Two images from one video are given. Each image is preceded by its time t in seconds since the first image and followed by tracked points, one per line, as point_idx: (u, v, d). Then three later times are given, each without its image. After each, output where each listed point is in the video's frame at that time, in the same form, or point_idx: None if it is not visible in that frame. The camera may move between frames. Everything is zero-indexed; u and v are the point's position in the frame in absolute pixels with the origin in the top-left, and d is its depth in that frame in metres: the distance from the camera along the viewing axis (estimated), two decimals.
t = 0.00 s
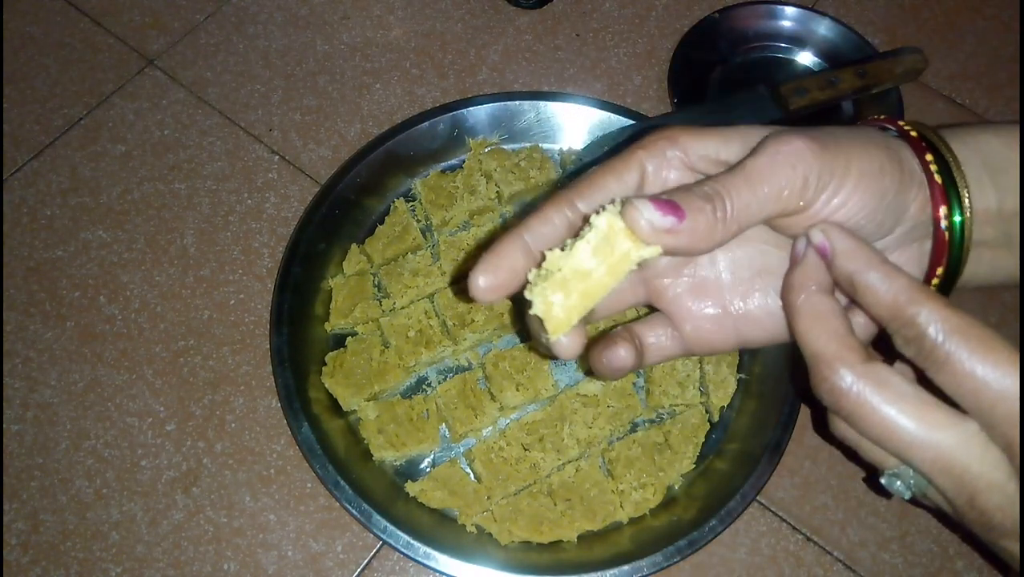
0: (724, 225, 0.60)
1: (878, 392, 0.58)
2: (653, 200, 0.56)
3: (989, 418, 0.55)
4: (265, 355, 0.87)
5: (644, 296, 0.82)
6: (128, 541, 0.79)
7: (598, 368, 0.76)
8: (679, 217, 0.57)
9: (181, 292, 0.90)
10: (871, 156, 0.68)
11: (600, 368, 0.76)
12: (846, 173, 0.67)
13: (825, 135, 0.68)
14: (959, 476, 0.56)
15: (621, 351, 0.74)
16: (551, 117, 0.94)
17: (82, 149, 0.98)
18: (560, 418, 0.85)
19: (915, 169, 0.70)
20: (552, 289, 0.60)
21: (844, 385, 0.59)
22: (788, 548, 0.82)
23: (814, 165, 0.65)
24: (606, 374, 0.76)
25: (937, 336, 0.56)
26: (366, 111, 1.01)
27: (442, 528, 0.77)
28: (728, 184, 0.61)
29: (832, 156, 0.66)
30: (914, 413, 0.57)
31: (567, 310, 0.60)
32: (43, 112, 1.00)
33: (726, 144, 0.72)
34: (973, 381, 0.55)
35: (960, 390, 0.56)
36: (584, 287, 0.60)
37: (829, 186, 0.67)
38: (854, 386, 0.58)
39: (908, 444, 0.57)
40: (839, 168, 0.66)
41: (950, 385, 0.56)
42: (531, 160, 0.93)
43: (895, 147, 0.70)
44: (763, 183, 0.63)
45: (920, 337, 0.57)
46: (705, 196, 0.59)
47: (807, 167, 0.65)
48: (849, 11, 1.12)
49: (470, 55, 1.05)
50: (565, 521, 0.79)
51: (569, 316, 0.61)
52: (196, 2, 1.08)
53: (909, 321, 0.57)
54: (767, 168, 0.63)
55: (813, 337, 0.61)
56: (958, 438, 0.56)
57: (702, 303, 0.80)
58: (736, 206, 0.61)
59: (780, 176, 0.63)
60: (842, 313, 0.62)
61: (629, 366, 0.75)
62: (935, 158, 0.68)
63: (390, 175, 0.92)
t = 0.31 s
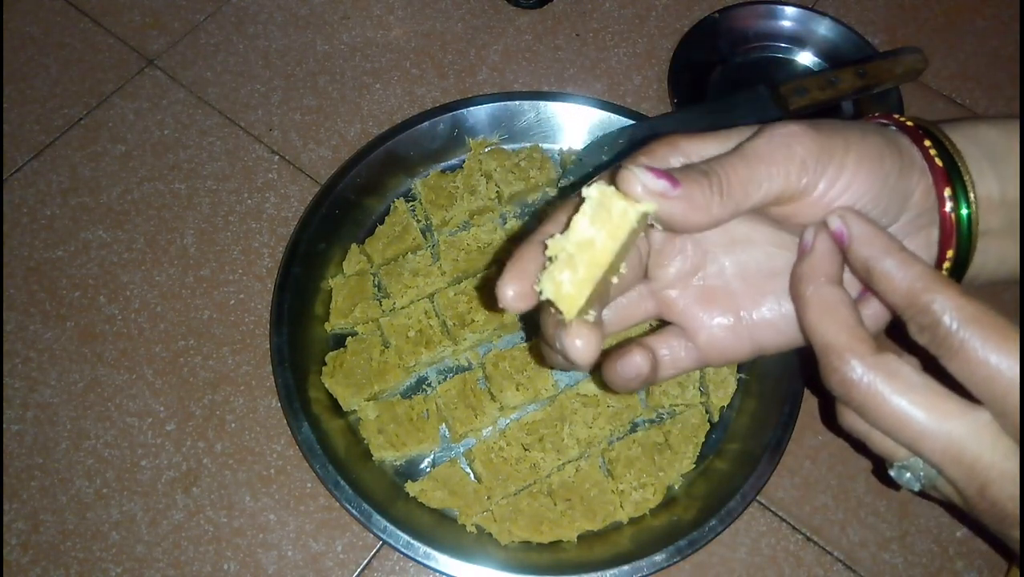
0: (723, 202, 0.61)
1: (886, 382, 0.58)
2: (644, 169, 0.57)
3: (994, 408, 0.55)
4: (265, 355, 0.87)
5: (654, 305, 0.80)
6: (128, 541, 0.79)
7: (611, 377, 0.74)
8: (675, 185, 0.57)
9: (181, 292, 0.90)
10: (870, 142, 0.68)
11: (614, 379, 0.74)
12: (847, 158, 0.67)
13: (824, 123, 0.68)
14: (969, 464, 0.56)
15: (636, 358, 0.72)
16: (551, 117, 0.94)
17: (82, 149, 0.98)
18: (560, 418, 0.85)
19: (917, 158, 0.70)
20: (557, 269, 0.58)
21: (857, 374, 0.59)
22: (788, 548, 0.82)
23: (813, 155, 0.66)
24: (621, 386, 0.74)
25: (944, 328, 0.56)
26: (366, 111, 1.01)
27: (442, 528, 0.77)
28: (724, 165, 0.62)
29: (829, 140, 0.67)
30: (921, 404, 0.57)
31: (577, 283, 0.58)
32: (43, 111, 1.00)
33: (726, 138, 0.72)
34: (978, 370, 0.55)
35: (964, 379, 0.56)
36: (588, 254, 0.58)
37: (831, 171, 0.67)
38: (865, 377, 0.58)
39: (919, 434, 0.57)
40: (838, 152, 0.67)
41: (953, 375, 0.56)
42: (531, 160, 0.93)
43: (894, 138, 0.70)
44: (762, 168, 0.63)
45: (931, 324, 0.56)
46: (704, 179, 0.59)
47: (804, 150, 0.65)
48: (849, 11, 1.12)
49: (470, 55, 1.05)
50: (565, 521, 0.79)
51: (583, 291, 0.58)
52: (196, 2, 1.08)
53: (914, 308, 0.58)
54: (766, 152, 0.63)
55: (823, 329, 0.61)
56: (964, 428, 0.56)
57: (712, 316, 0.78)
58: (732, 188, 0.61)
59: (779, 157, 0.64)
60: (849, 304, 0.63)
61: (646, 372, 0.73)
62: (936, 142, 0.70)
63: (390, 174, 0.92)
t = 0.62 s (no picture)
0: (722, 185, 0.60)
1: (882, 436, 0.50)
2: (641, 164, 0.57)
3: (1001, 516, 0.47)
4: (265, 355, 0.87)
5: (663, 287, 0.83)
6: (128, 540, 0.79)
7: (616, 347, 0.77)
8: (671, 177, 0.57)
9: (181, 292, 0.90)
10: (868, 116, 0.67)
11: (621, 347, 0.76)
12: (843, 132, 0.65)
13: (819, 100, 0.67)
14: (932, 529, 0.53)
15: (636, 327, 0.74)
16: (551, 117, 0.94)
17: (82, 149, 0.98)
18: (560, 418, 0.85)
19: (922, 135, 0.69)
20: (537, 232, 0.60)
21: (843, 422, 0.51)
22: (788, 548, 0.82)
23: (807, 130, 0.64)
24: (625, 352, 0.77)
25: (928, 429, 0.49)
26: (366, 111, 1.01)
27: (442, 528, 0.77)
28: (718, 146, 0.61)
29: (825, 117, 0.65)
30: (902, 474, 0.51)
31: (544, 250, 0.59)
32: (43, 112, 1.00)
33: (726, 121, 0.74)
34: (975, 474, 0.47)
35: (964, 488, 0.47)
36: (563, 230, 0.57)
37: (826, 147, 0.65)
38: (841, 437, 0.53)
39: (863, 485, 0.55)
40: (834, 128, 0.65)
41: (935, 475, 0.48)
42: (531, 160, 0.93)
43: (902, 122, 0.68)
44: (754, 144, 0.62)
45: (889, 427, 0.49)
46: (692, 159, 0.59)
47: (798, 126, 0.64)
48: (849, 11, 1.12)
49: (470, 55, 1.05)
50: (565, 521, 0.79)
51: (549, 260, 0.59)
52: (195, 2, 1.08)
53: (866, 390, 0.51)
54: (762, 128, 0.63)
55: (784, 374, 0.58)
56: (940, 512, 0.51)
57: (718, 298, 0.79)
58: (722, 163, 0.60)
59: (772, 135, 0.62)
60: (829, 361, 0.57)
61: (647, 341, 0.75)
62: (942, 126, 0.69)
63: (390, 174, 0.92)
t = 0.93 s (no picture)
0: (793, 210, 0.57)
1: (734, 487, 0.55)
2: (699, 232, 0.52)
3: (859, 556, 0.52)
4: (265, 355, 0.87)
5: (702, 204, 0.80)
6: (128, 540, 0.79)
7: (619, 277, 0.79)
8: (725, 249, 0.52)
9: (181, 292, 0.90)
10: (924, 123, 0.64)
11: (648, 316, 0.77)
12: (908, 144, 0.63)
13: (877, 103, 0.63)
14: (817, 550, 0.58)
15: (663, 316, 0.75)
16: (551, 117, 0.94)
17: (82, 149, 0.98)
18: (560, 418, 0.85)
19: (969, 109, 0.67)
20: (579, 245, 0.61)
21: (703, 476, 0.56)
22: (788, 548, 0.82)
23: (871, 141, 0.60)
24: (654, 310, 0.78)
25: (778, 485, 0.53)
26: (366, 111, 1.01)
27: (442, 528, 0.77)
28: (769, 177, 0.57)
29: (886, 127, 0.62)
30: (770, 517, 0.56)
31: (581, 273, 0.61)
32: (43, 112, 1.00)
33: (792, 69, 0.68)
34: (831, 522, 0.51)
35: (824, 534, 0.52)
36: (607, 268, 0.60)
37: (893, 164, 0.62)
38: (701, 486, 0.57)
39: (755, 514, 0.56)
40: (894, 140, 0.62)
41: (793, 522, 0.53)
42: (531, 160, 0.93)
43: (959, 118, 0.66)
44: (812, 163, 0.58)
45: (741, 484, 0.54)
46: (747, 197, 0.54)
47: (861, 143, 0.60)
48: (849, 10, 1.12)
49: (470, 55, 1.05)
50: (565, 522, 0.79)
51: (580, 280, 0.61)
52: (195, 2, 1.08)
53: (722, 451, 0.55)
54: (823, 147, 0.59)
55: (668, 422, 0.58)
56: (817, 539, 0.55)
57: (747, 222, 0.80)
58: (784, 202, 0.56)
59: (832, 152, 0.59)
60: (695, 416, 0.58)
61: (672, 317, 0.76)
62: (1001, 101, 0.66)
63: (390, 174, 0.92)
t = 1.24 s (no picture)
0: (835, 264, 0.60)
1: (681, 457, 0.59)
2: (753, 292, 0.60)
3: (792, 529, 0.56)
4: (265, 355, 0.87)
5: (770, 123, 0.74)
6: (128, 541, 0.79)
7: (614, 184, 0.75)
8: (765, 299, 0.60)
9: (181, 291, 0.90)
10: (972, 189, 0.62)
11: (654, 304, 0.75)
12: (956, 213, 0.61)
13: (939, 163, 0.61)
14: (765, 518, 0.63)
15: (670, 311, 0.72)
16: (551, 117, 0.94)
17: (82, 149, 0.98)
18: (560, 419, 0.85)
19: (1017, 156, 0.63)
20: (626, 257, 0.63)
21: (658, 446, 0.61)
22: (788, 548, 0.82)
23: (921, 198, 0.61)
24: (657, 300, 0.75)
25: (719, 458, 0.58)
26: (366, 111, 1.01)
27: (442, 528, 0.77)
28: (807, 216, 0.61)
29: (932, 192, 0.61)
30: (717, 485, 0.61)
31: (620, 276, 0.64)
32: (43, 112, 1.00)
33: (899, 87, 0.62)
34: (764, 494, 0.56)
35: (758, 508, 0.56)
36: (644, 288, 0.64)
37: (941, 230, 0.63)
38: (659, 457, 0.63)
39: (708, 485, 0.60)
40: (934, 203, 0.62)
41: (734, 495, 0.57)
42: (531, 160, 0.93)
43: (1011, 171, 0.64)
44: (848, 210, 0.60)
45: (684, 455, 0.59)
46: (787, 242, 0.59)
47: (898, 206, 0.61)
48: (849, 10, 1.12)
49: (470, 55, 1.05)
50: (565, 521, 0.79)
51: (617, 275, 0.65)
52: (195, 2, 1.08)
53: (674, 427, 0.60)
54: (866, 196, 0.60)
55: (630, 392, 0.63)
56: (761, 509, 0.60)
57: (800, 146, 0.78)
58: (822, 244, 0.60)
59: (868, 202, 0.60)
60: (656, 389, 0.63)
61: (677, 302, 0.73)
62: None
63: (390, 174, 0.92)
